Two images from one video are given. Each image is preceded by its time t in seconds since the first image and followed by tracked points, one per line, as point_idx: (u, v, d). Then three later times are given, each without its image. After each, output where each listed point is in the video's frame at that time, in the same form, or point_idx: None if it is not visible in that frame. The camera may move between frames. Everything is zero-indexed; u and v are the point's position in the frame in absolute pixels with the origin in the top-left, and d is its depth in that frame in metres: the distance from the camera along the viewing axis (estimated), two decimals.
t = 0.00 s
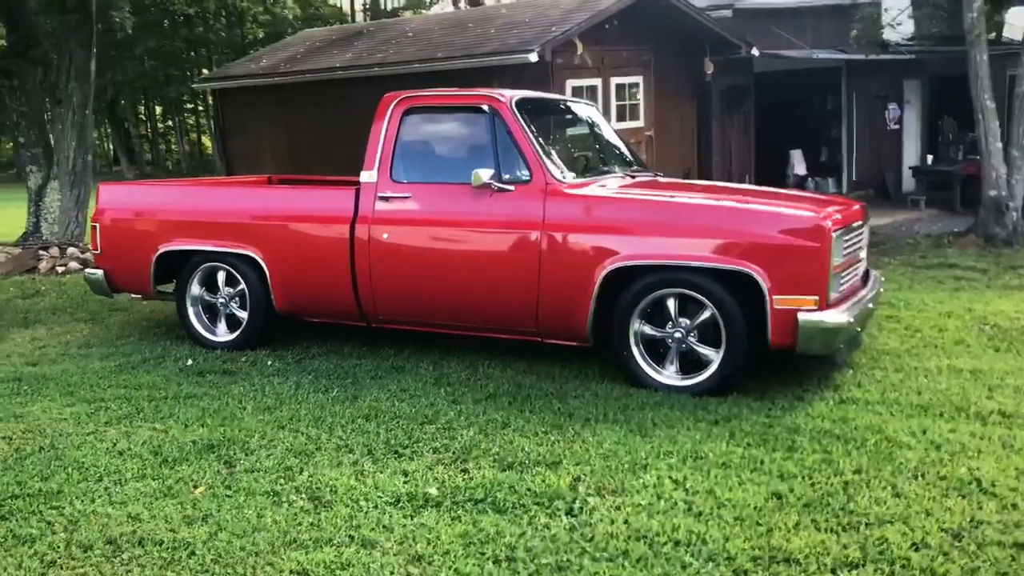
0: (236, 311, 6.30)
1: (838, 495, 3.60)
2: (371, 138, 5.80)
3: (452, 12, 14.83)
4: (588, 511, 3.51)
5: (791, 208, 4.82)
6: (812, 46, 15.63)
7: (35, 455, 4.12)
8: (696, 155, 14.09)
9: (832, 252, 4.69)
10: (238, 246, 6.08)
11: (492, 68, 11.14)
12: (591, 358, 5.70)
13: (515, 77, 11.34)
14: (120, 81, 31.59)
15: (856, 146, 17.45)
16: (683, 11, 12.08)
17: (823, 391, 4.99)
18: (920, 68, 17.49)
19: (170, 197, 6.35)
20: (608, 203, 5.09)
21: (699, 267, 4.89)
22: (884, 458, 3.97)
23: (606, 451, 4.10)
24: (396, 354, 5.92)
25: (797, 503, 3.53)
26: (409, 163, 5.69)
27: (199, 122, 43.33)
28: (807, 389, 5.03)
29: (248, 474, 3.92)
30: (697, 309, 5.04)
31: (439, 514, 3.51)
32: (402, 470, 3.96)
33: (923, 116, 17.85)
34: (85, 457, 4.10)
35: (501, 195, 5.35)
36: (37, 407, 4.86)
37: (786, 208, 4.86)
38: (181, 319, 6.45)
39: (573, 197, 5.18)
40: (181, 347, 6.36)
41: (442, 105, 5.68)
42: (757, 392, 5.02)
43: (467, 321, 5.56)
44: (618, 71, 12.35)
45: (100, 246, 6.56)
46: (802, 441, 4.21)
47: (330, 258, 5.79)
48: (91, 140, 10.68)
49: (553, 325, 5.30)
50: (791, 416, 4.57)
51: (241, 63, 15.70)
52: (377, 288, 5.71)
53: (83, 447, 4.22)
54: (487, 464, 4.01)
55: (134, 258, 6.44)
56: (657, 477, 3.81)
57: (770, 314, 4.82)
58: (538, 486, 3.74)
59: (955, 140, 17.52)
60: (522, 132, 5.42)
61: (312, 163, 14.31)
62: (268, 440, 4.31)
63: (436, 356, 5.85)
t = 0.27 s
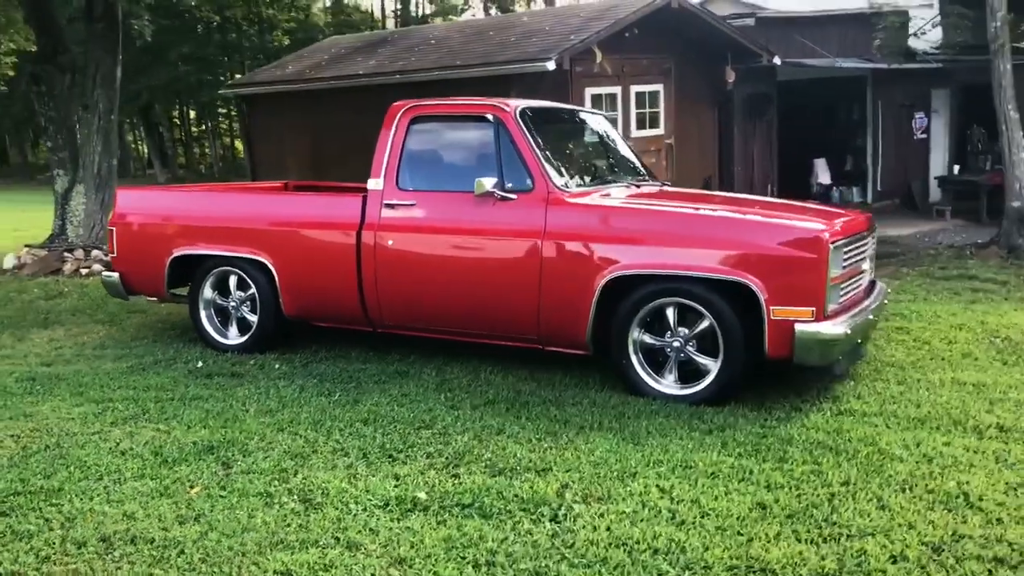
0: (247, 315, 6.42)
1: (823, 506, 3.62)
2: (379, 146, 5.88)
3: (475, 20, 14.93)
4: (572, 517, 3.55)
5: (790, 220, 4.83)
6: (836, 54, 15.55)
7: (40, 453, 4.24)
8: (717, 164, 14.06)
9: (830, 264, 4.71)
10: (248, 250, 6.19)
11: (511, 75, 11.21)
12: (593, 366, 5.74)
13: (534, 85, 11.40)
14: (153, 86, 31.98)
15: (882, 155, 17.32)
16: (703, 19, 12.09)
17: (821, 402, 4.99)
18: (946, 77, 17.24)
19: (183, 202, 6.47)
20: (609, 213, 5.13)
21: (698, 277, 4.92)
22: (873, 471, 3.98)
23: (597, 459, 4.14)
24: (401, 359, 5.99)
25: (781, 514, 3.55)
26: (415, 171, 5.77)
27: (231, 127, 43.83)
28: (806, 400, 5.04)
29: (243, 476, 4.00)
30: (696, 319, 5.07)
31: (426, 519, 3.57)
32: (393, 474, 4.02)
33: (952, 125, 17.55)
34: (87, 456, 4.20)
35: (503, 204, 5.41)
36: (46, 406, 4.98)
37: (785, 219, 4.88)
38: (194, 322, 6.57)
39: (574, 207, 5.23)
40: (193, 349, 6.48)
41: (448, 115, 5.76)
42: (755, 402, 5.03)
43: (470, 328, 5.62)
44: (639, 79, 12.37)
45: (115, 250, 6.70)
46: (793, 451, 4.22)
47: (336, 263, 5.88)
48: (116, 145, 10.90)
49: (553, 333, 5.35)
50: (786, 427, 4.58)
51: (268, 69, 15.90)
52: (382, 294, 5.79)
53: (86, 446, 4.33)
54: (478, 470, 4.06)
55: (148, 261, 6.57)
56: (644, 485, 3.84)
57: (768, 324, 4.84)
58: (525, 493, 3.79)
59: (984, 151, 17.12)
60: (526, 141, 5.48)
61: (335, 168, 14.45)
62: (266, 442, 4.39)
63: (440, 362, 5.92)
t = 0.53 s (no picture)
0: (249, 312, 6.46)
1: (810, 511, 3.60)
2: (381, 146, 5.91)
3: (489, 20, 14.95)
4: (557, 519, 3.55)
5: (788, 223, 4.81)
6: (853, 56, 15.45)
7: (36, 448, 4.29)
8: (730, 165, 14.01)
9: (827, 268, 4.68)
10: (251, 248, 6.23)
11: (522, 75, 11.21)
12: (592, 368, 5.74)
13: (546, 85, 11.41)
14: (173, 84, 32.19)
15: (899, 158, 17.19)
16: (717, 20, 12.04)
17: (817, 407, 4.97)
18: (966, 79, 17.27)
19: (188, 200, 6.52)
20: (607, 215, 5.13)
21: (694, 280, 4.90)
22: (864, 477, 3.95)
23: (587, 461, 4.14)
24: (400, 359, 6.01)
25: (766, 519, 3.54)
26: (416, 171, 5.79)
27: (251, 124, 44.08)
28: (802, 405, 5.01)
29: (234, 473, 4.03)
30: (693, 322, 5.06)
31: (411, 518, 3.58)
32: (382, 473, 4.04)
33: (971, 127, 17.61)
34: (82, 451, 4.25)
35: (503, 205, 5.42)
36: (46, 401, 5.04)
37: (783, 223, 4.86)
38: (198, 320, 6.63)
39: (572, 208, 5.23)
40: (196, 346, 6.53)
41: (449, 116, 5.78)
42: (752, 406, 5.02)
43: (469, 328, 5.63)
44: (652, 80, 12.34)
45: (123, 247, 6.77)
46: (785, 456, 4.20)
47: (337, 262, 5.91)
48: (130, 142, 11.04)
49: (551, 334, 5.35)
50: (779, 431, 4.56)
51: (284, 67, 15.98)
52: (382, 294, 5.82)
53: (81, 441, 4.37)
54: (467, 470, 4.07)
55: (154, 258, 6.63)
56: (632, 487, 3.84)
57: (764, 328, 4.82)
58: (512, 494, 3.79)
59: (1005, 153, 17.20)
60: (526, 142, 5.49)
61: (349, 167, 14.51)
62: (260, 440, 4.42)
63: (440, 362, 5.93)
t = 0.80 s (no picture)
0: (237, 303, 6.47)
1: (782, 507, 3.58)
2: (369, 137, 5.90)
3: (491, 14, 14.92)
4: (527, 512, 3.54)
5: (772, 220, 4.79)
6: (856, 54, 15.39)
7: (14, 434, 4.29)
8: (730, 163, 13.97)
9: (809, 265, 4.66)
10: (240, 238, 6.22)
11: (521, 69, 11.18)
12: (577, 363, 5.73)
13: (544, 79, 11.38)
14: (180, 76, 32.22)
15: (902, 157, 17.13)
16: (718, 17, 12.00)
17: (799, 404, 4.95)
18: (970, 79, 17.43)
19: (178, 190, 6.52)
20: (592, 209, 5.11)
21: (677, 276, 4.88)
22: (839, 474, 3.94)
23: (562, 455, 4.13)
24: (386, 351, 6.01)
25: (737, 514, 3.52)
26: (403, 163, 5.77)
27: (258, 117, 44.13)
28: (784, 402, 5.00)
29: (208, 462, 4.03)
30: (676, 317, 5.04)
31: (381, 509, 3.58)
32: (357, 464, 4.03)
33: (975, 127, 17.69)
34: (59, 438, 4.25)
35: (489, 197, 5.40)
36: (29, 388, 5.05)
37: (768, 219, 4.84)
38: (186, 309, 6.64)
39: (557, 202, 5.22)
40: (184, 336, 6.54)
41: (437, 107, 5.76)
42: (734, 402, 5.00)
43: (453, 320, 5.62)
44: (652, 76, 12.30)
45: (113, 235, 6.77)
46: (761, 452, 4.19)
47: (324, 253, 5.90)
48: (128, 133, 11.15)
49: (535, 328, 5.34)
50: (758, 427, 4.54)
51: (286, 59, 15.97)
52: (368, 285, 5.81)
53: (60, 428, 4.38)
54: (442, 462, 4.07)
55: (143, 247, 6.63)
56: (605, 481, 3.83)
57: (746, 325, 4.80)
58: (484, 486, 3.78)
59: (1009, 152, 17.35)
60: (513, 135, 5.47)
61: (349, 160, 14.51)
62: (238, 429, 4.42)
63: (424, 354, 5.93)
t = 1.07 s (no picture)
0: (213, 294, 6.45)
1: (742, 504, 3.56)
2: (345, 128, 5.86)
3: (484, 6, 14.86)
4: (485, 506, 3.52)
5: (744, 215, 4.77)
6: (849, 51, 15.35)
7: None
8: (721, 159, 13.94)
9: (780, 261, 4.64)
10: (216, 229, 6.19)
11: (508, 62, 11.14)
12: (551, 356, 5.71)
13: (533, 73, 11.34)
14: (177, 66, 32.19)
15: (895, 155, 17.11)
16: (708, 12, 11.95)
17: (770, 400, 4.93)
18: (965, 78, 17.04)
19: (155, 179, 6.48)
20: (565, 202, 5.09)
21: (649, 270, 4.86)
22: (803, 471, 3.91)
23: (527, 448, 4.11)
24: (361, 343, 5.98)
25: (695, 510, 3.50)
26: (378, 154, 5.74)
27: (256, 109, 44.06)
28: (755, 398, 4.98)
29: (169, 453, 4.00)
30: (647, 311, 5.02)
31: (337, 501, 3.56)
32: (319, 457, 4.01)
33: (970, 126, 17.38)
34: (22, 427, 4.23)
35: (463, 190, 5.38)
36: None
37: (740, 214, 4.82)
38: (163, 299, 6.62)
39: (531, 195, 5.19)
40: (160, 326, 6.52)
41: (414, 99, 5.73)
42: (705, 398, 4.98)
43: (427, 313, 5.60)
44: (642, 71, 12.26)
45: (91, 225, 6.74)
46: (727, 448, 4.17)
47: (299, 245, 5.87)
48: (114, 123, 11.07)
49: (509, 322, 5.32)
50: (726, 423, 4.52)
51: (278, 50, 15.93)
52: (342, 277, 5.78)
53: (24, 418, 4.36)
54: (405, 455, 4.04)
55: (121, 237, 6.60)
56: (566, 476, 3.81)
57: (716, 320, 4.78)
58: (445, 479, 3.76)
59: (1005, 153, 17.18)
60: (488, 127, 5.44)
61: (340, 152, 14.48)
62: (203, 420, 4.40)
63: (399, 347, 5.91)
